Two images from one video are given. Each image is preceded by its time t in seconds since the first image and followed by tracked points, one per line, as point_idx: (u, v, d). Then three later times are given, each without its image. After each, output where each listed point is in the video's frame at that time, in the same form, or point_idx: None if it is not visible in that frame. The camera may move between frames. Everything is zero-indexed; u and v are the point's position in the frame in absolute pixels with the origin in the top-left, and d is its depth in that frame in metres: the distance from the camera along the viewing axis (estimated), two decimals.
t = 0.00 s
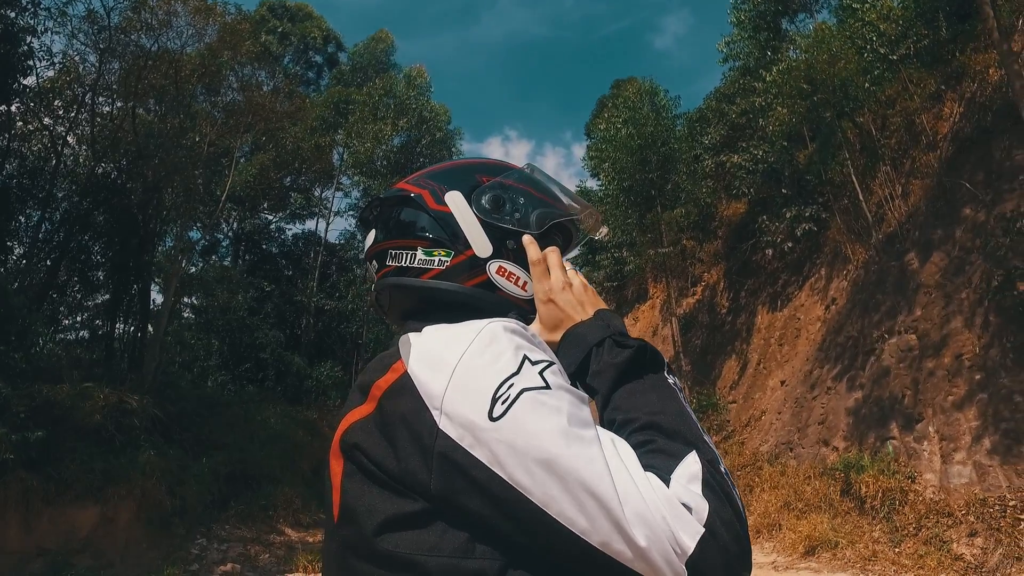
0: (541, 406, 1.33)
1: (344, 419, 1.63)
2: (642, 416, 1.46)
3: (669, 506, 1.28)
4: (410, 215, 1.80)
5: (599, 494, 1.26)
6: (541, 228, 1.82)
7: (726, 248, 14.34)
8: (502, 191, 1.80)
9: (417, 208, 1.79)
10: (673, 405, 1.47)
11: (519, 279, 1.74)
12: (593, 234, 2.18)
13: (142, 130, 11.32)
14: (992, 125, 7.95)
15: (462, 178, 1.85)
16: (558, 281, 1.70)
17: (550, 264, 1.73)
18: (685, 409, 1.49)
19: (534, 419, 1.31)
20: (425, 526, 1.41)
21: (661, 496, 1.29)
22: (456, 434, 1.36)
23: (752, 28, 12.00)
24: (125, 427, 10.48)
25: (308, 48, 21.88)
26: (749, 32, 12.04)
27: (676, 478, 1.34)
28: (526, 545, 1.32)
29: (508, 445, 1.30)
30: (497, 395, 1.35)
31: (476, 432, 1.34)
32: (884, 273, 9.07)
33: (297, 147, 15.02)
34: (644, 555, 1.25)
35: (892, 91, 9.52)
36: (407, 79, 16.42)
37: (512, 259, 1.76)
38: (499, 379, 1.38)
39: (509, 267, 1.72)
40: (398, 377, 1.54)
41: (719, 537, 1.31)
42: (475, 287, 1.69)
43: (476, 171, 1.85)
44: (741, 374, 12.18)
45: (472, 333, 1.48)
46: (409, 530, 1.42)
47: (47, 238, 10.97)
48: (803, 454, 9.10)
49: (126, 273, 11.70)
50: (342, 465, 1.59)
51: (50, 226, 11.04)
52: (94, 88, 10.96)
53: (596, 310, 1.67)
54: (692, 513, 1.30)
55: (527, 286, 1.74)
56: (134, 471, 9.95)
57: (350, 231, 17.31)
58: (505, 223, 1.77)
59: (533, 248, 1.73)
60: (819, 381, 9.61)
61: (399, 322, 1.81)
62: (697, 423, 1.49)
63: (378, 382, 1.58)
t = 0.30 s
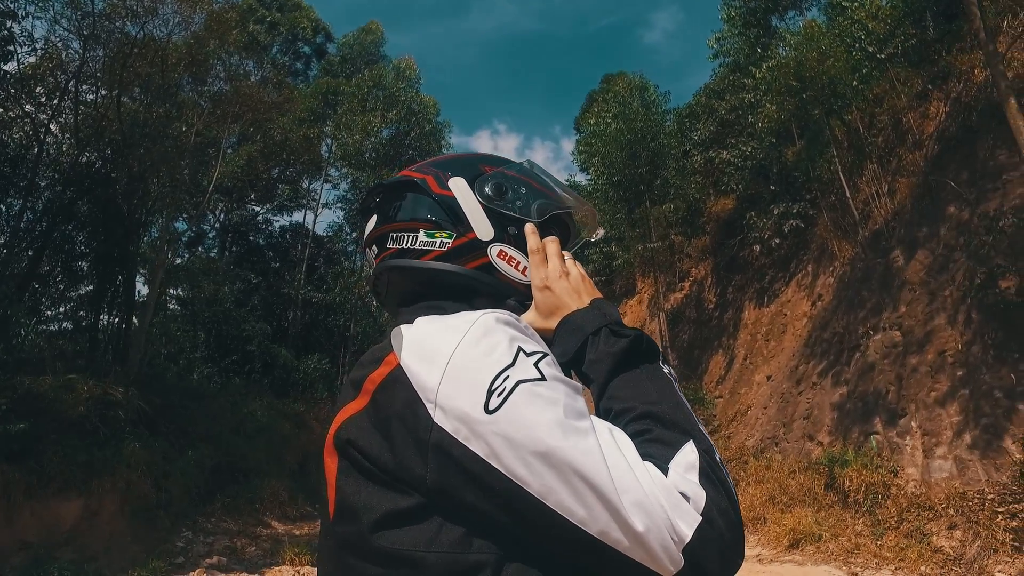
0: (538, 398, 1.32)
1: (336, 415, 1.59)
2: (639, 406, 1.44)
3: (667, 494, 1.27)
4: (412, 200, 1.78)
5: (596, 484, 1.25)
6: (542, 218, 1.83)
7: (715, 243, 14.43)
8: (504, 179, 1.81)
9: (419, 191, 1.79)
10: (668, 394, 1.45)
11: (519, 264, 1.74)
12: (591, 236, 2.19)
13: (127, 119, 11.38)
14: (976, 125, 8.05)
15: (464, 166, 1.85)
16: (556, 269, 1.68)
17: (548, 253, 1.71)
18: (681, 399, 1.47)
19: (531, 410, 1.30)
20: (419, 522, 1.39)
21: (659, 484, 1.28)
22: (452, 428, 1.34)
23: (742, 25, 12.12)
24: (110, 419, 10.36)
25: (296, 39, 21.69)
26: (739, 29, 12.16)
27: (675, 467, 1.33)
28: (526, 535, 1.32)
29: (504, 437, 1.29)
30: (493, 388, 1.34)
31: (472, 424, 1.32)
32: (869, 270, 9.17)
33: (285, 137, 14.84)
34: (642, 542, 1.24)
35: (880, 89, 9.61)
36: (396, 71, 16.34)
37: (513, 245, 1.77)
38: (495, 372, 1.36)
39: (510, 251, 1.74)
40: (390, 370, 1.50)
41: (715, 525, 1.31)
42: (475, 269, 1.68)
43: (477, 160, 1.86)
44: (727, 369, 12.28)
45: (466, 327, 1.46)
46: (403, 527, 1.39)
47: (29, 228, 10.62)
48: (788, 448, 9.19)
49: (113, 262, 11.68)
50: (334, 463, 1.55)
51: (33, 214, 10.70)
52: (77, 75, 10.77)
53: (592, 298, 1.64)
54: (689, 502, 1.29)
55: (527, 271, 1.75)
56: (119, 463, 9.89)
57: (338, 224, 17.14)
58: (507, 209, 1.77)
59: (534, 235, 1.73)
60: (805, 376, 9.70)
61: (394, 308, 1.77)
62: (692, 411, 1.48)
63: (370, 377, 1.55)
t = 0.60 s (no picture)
0: (528, 391, 1.30)
1: (327, 412, 1.56)
2: (630, 401, 1.43)
3: (658, 490, 1.27)
4: (413, 184, 1.77)
5: (586, 479, 1.24)
6: (541, 215, 1.80)
7: (704, 239, 14.49)
8: (508, 173, 1.79)
9: (423, 176, 1.78)
10: (659, 392, 1.45)
11: (512, 255, 1.72)
12: (593, 240, 2.17)
13: (112, 108, 11.18)
14: (961, 123, 8.13)
15: (472, 154, 1.83)
16: (550, 262, 1.67)
17: (544, 246, 1.71)
18: (673, 396, 1.47)
19: (522, 404, 1.28)
20: (411, 518, 1.37)
21: (649, 480, 1.28)
22: (441, 422, 1.32)
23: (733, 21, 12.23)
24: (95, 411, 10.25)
25: (286, 28, 21.44)
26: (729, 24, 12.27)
27: (665, 463, 1.32)
28: (516, 530, 1.30)
29: (495, 432, 1.27)
30: (483, 383, 1.32)
31: (462, 418, 1.30)
32: (857, 266, 9.24)
33: (273, 128, 14.70)
34: (631, 537, 1.23)
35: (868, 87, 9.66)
36: (386, 64, 16.32)
37: (509, 237, 1.74)
38: (485, 366, 1.34)
39: (504, 242, 1.71)
40: (379, 364, 1.48)
41: (706, 521, 1.31)
42: (468, 256, 1.67)
43: (487, 150, 1.84)
44: (715, 364, 12.35)
45: (455, 320, 1.43)
46: (395, 523, 1.37)
47: (10, 217, 10.71)
48: (773, 442, 9.26)
49: (97, 254, 11.62)
50: (327, 459, 1.52)
51: (14, 205, 10.75)
52: (60, 62, 10.53)
53: (585, 294, 1.64)
54: (680, 498, 1.29)
55: (520, 263, 1.72)
56: (104, 456, 9.80)
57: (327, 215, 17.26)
58: (507, 202, 1.75)
59: (532, 231, 1.73)
60: (791, 371, 9.78)
61: (391, 290, 1.78)
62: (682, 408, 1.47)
63: (359, 372, 1.52)
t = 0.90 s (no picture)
0: (517, 381, 1.28)
1: (319, 398, 1.52)
2: (619, 403, 1.41)
3: (640, 490, 1.24)
4: (421, 170, 1.76)
5: (569, 473, 1.21)
6: (547, 216, 1.83)
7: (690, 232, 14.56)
8: (519, 168, 1.78)
9: (433, 162, 1.76)
10: (652, 396, 1.44)
11: (513, 253, 1.72)
12: (595, 242, 2.20)
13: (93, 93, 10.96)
14: (944, 122, 8.23)
15: (484, 144, 1.81)
16: (554, 263, 1.68)
17: (548, 246, 1.73)
18: (665, 400, 1.45)
19: (509, 393, 1.26)
20: (402, 504, 1.34)
21: (632, 480, 1.25)
22: (428, 409, 1.29)
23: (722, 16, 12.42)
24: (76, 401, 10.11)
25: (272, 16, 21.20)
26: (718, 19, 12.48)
27: (650, 465, 1.30)
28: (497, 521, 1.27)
29: (480, 420, 1.25)
30: (472, 370, 1.30)
31: (448, 405, 1.27)
32: (841, 261, 9.33)
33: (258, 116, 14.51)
34: (608, 537, 1.21)
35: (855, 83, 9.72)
36: (372, 52, 16.33)
37: (513, 234, 1.75)
38: (475, 353, 1.32)
39: (507, 239, 1.71)
40: (371, 350, 1.45)
41: (686, 526, 1.27)
42: (469, 249, 1.67)
43: (500, 143, 1.82)
44: (699, 356, 12.44)
45: (448, 305, 1.41)
46: (383, 510, 1.34)
47: None
48: (757, 434, 9.35)
49: (78, 242, 11.69)
50: (318, 447, 1.46)
51: None
52: (39, 46, 10.31)
53: (585, 297, 1.64)
54: (662, 500, 1.26)
55: (520, 263, 1.73)
56: (85, 447, 9.70)
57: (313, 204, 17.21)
58: (515, 198, 1.75)
59: (537, 231, 1.73)
60: (775, 364, 9.87)
61: (389, 273, 1.78)
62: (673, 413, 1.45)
63: (351, 358, 1.48)
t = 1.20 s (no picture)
0: (505, 381, 1.26)
1: (313, 384, 1.50)
2: (602, 416, 1.40)
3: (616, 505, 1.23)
4: (419, 168, 1.75)
5: (546, 478, 1.20)
6: (544, 223, 1.84)
7: (676, 228, 14.64)
8: (519, 172, 1.78)
9: (434, 160, 1.75)
10: (636, 413, 1.42)
11: (506, 260, 1.71)
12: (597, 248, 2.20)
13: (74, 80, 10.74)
14: (927, 121, 8.32)
15: (486, 145, 1.80)
16: (550, 274, 1.66)
17: (544, 257, 1.71)
18: (649, 419, 1.43)
19: (495, 394, 1.25)
20: (390, 494, 1.33)
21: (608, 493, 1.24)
22: (414, 401, 1.28)
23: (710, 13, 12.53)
24: (56, 393, 9.93)
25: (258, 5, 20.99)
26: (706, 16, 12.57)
27: (628, 480, 1.29)
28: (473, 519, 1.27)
29: (464, 418, 1.24)
30: (460, 366, 1.29)
31: (433, 400, 1.26)
32: (824, 258, 9.42)
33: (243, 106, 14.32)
34: (580, 547, 1.20)
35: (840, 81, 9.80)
36: (359, 43, 16.20)
37: (508, 241, 1.74)
38: (464, 349, 1.31)
39: (501, 246, 1.70)
40: (365, 339, 1.43)
41: (660, 545, 1.25)
42: (464, 254, 1.66)
43: (502, 143, 1.82)
44: (684, 352, 12.51)
45: (443, 301, 1.40)
46: (372, 499, 1.33)
47: None
48: (740, 430, 9.43)
49: (57, 232, 11.58)
50: (310, 432, 1.44)
51: None
52: (16, 31, 10.09)
53: (576, 311, 1.63)
54: (637, 514, 1.24)
55: (513, 271, 1.73)
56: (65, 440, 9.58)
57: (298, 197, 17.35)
58: (513, 204, 1.75)
59: (533, 239, 1.72)
60: (758, 360, 9.94)
61: (385, 270, 1.78)
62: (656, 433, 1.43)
63: (345, 345, 1.47)
